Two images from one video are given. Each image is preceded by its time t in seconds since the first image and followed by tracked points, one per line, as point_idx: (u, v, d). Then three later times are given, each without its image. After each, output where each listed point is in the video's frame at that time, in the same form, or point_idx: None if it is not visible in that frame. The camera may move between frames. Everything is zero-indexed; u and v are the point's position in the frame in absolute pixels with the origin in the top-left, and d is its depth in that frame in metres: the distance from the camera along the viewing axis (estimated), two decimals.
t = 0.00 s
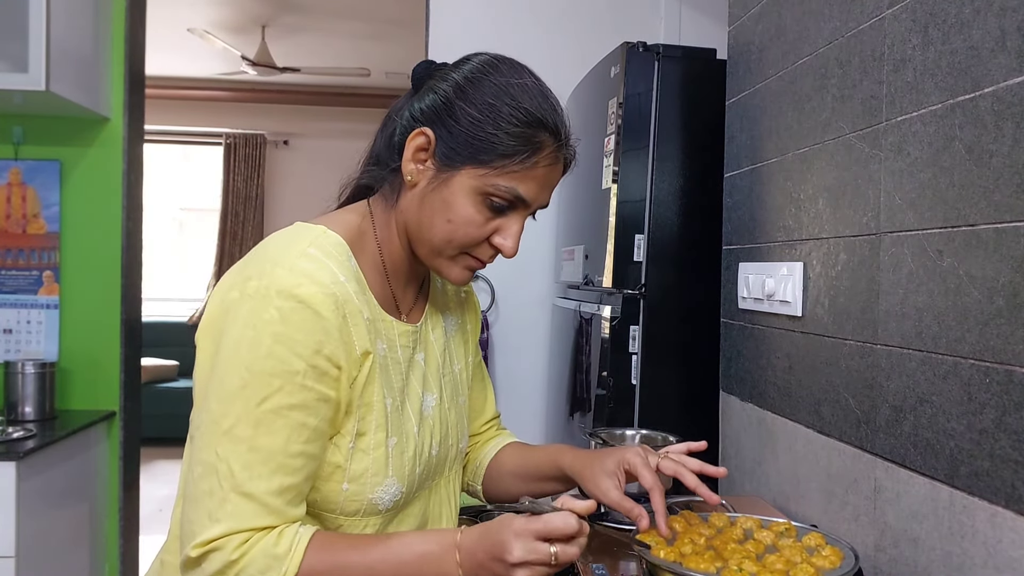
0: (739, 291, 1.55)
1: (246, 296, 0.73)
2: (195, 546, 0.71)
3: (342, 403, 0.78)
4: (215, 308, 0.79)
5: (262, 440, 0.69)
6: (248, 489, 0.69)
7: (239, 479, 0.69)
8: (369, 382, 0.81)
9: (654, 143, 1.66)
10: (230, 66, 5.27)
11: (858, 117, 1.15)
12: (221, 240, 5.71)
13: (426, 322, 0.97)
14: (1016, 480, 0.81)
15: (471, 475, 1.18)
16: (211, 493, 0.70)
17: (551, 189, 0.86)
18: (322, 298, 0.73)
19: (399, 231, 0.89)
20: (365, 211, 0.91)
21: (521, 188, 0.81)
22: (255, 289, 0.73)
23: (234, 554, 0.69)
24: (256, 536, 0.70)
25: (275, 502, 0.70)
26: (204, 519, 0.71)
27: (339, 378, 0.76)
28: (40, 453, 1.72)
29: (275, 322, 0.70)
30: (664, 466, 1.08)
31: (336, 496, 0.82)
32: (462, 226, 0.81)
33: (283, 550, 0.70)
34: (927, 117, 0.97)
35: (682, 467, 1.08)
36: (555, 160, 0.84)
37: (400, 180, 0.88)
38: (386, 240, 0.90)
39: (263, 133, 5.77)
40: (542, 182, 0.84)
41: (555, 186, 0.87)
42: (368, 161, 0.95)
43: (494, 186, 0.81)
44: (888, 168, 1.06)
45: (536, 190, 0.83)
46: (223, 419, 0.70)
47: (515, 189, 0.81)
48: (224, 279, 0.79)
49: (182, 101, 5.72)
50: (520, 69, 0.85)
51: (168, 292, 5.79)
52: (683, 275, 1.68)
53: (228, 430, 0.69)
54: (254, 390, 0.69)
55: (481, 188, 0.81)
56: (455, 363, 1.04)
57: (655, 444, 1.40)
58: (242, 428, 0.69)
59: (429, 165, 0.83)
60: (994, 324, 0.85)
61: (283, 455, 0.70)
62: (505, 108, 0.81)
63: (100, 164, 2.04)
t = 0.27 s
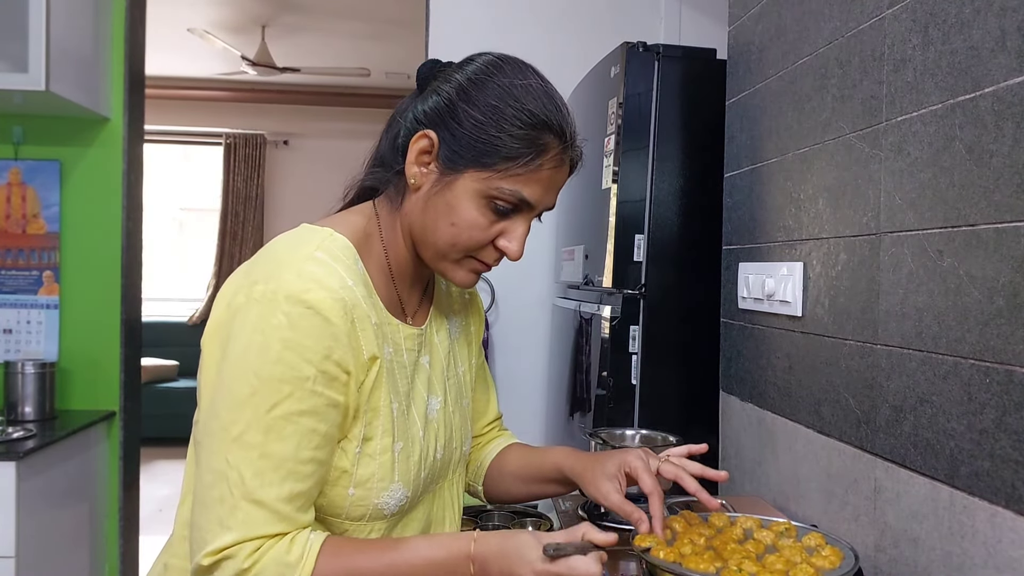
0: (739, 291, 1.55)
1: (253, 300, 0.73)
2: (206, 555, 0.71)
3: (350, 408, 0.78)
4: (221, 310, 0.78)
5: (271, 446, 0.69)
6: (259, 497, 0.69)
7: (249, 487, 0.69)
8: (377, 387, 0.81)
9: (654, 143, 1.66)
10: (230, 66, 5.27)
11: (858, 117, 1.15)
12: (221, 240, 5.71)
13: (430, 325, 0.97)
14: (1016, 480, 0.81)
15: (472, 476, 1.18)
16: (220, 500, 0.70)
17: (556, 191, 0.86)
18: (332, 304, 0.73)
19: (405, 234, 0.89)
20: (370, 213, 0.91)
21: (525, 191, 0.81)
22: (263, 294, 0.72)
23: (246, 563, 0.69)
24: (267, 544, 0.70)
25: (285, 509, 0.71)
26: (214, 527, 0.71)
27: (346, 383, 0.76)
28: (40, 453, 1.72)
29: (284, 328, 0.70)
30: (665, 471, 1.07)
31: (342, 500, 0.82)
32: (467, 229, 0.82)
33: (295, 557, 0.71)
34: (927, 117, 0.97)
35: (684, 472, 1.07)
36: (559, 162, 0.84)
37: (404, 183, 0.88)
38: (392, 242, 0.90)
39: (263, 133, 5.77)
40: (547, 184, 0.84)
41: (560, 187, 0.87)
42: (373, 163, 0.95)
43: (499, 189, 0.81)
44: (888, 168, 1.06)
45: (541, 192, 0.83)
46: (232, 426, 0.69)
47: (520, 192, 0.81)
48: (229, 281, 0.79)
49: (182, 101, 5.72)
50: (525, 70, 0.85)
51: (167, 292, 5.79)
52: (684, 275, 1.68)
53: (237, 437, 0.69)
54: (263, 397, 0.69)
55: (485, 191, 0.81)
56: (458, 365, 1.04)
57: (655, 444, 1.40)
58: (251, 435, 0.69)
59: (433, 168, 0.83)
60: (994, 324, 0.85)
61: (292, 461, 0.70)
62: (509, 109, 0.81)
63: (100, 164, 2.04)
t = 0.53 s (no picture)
0: (739, 291, 1.55)
1: (256, 300, 0.73)
2: (201, 556, 0.71)
3: (351, 410, 0.78)
4: (222, 310, 0.78)
5: (271, 448, 0.69)
6: (257, 498, 0.69)
7: (248, 488, 0.69)
8: (379, 388, 0.81)
9: (654, 142, 1.66)
10: (230, 66, 5.27)
11: (858, 117, 1.15)
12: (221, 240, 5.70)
13: (431, 325, 0.97)
14: (1016, 480, 0.81)
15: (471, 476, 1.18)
16: (218, 501, 0.70)
17: (557, 189, 0.86)
18: (334, 305, 0.73)
19: (406, 234, 0.89)
20: (371, 213, 0.90)
21: (527, 190, 0.81)
22: (266, 294, 0.72)
23: (241, 564, 0.69)
24: (263, 546, 0.70)
25: (282, 511, 0.70)
26: (211, 528, 0.71)
27: (348, 384, 0.76)
28: (39, 453, 1.71)
29: (285, 329, 0.70)
30: (662, 457, 1.09)
31: (344, 502, 0.82)
32: (469, 229, 0.82)
33: (290, 560, 0.70)
34: (927, 117, 0.97)
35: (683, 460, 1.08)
36: (561, 161, 0.84)
37: (405, 182, 0.88)
38: (393, 243, 0.90)
39: (263, 133, 5.77)
40: (549, 183, 0.84)
41: (561, 186, 0.87)
42: (373, 162, 0.95)
43: (500, 189, 0.81)
44: (888, 168, 1.06)
45: (543, 191, 0.83)
46: (231, 426, 0.69)
47: (521, 191, 0.81)
48: (231, 281, 0.79)
49: (182, 101, 5.72)
50: (525, 68, 0.85)
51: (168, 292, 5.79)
52: (683, 275, 1.68)
53: (237, 438, 0.69)
54: (263, 398, 0.69)
55: (486, 191, 0.81)
56: (459, 366, 1.04)
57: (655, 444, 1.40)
58: (251, 435, 0.69)
59: (433, 168, 0.83)
60: (994, 324, 0.85)
61: (292, 463, 0.70)
62: (510, 108, 0.81)
63: (100, 164, 2.04)
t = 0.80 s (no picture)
0: (739, 291, 1.55)
1: (255, 300, 0.73)
2: (195, 554, 0.71)
3: (349, 410, 0.78)
4: (222, 309, 0.78)
5: (267, 447, 0.69)
6: (252, 498, 0.69)
7: (243, 488, 0.69)
8: (378, 389, 0.81)
9: (654, 142, 1.66)
10: (230, 66, 5.27)
11: (858, 117, 1.14)
12: (221, 240, 5.70)
13: (431, 325, 0.97)
14: (1016, 480, 0.81)
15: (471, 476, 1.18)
16: (213, 500, 0.70)
17: (557, 188, 0.86)
18: (333, 305, 0.73)
19: (405, 234, 0.89)
20: (370, 213, 0.90)
21: (526, 189, 0.81)
22: (265, 294, 0.73)
23: (234, 563, 0.69)
24: (257, 545, 0.70)
25: (277, 511, 0.70)
26: (205, 526, 0.71)
27: (346, 385, 0.76)
28: (39, 453, 1.71)
29: (283, 328, 0.70)
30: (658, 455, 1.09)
31: (343, 503, 0.82)
32: (468, 228, 0.82)
33: (284, 559, 0.70)
34: (927, 117, 0.97)
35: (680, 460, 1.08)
36: (561, 159, 0.84)
37: (404, 182, 0.88)
38: (392, 242, 0.90)
39: (263, 133, 5.77)
40: (548, 182, 0.84)
41: (561, 184, 0.87)
42: (372, 162, 0.95)
43: (500, 187, 0.81)
44: (888, 168, 1.06)
45: (542, 190, 0.83)
46: (228, 426, 0.69)
47: (521, 190, 0.81)
48: (231, 280, 0.79)
49: (182, 101, 5.72)
50: (523, 66, 0.85)
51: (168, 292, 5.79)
52: (683, 275, 1.68)
53: (233, 437, 0.69)
54: (260, 397, 0.69)
55: (486, 190, 0.81)
56: (458, 366, 1.04)
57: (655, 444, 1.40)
58: (248, 435, 0.69)
59: (432, 167, 0.83)
60: (994, 324, 0.85)
61: (288, 462, 0.70)
62: (509, 107, 0.81)
63: (100, 165, 2.04)
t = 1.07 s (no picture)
0: (739, 291, 1.55)
1: (255, 300, 0.73)
2: (194, 553, 0.71)
3: (350, 409, 0.77)
4: (222, 310, 0.78)
5: (267, 447, 0.69)
6: (252, 497, 0.69)
7: (242, 487, 0.69)
8: (378, 388, 0.81)
9: (654, 142, 1.66)
10: (229, 66, 5.27)
11: (858, 117, 1.15)
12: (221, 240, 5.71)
13: (431, 325, 0.97)
14: (1016, 480, 0.81)
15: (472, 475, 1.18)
16: (212, 499, 0.70)
17: (556, 187, 0.86)
18: (332, 304, 0.73)
19: (406, 234, 0.89)
20: (371, 213, 0.90)
21: (526, 188, 0.81)
22: (265, 293, 0.72)
23: (234, 561, 0.69)
24: (256, 543, 0.70)
25: (276, 510, 0.70)
26: (205, 525, 0.71)
27: (346, 384, 0.75)
28: (39, 453, 1.71)
29: (283, 328, 0.70)
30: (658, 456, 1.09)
31: (344, 502, 0.82)
32: (468, 227, 0.82)
33: (284, 556, 0.71)
34: (927, 117, 0.97)
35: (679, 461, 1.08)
36: (560, 158, 0.84)
37: (404, 182, 0.88)
38: (393, 242, 0.90)
39: (263, 133, 5.77)
40: (548, 181, 0.84)
41: (560, 183, 0.87)
42: (372, 161, 0.95)
43: (500, 187, 0.81)
44: (888, 168, 1.06)
45: (542, 189, 0.83)
46: (228, 425, 0.69)
47: (521, 189, 0.81)
48: (231, 280, 0.79)
49: (182, 101, 5.72)
50: (522, 65, 0.85)
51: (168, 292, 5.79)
52: (683, 275, 1.68)
53: (232, 436, 0.69)
54: (260, 397, 0.69)
55: (485, 189, 0.81)
56: (459, 365, 1.04)
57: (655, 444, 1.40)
58: (247, 434, 0.69)
59: (432, 167, 0.83)
60: (994, 324, 0.85)
61: (288, 462, 0.70)
62: (508, 106, 0.81)
63: (100, 165, 2.05)
